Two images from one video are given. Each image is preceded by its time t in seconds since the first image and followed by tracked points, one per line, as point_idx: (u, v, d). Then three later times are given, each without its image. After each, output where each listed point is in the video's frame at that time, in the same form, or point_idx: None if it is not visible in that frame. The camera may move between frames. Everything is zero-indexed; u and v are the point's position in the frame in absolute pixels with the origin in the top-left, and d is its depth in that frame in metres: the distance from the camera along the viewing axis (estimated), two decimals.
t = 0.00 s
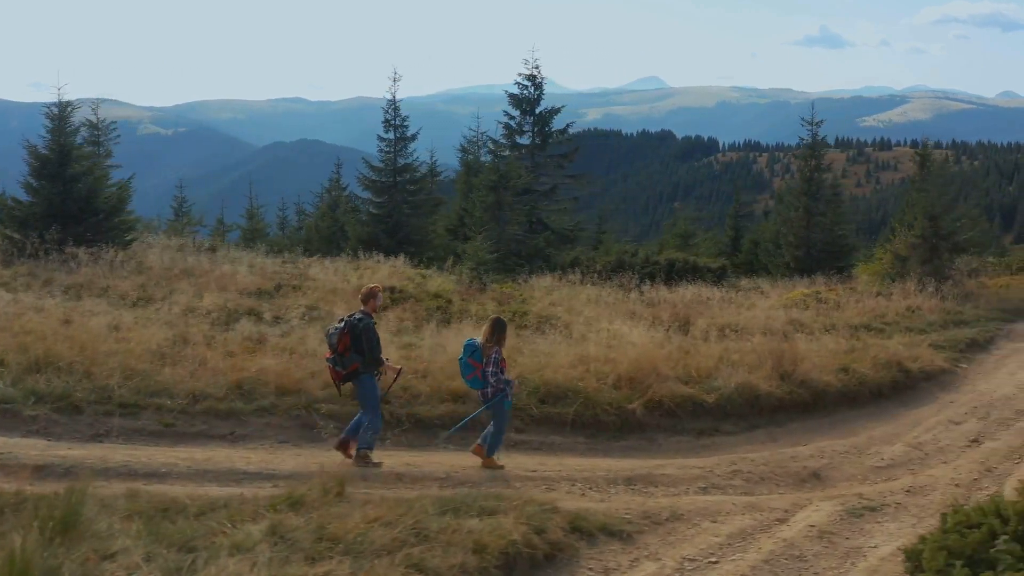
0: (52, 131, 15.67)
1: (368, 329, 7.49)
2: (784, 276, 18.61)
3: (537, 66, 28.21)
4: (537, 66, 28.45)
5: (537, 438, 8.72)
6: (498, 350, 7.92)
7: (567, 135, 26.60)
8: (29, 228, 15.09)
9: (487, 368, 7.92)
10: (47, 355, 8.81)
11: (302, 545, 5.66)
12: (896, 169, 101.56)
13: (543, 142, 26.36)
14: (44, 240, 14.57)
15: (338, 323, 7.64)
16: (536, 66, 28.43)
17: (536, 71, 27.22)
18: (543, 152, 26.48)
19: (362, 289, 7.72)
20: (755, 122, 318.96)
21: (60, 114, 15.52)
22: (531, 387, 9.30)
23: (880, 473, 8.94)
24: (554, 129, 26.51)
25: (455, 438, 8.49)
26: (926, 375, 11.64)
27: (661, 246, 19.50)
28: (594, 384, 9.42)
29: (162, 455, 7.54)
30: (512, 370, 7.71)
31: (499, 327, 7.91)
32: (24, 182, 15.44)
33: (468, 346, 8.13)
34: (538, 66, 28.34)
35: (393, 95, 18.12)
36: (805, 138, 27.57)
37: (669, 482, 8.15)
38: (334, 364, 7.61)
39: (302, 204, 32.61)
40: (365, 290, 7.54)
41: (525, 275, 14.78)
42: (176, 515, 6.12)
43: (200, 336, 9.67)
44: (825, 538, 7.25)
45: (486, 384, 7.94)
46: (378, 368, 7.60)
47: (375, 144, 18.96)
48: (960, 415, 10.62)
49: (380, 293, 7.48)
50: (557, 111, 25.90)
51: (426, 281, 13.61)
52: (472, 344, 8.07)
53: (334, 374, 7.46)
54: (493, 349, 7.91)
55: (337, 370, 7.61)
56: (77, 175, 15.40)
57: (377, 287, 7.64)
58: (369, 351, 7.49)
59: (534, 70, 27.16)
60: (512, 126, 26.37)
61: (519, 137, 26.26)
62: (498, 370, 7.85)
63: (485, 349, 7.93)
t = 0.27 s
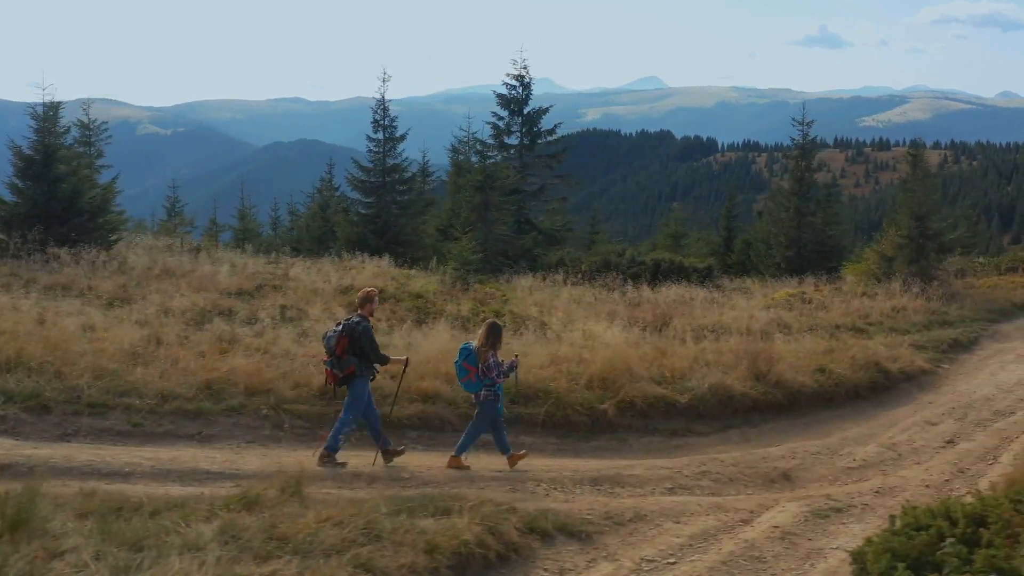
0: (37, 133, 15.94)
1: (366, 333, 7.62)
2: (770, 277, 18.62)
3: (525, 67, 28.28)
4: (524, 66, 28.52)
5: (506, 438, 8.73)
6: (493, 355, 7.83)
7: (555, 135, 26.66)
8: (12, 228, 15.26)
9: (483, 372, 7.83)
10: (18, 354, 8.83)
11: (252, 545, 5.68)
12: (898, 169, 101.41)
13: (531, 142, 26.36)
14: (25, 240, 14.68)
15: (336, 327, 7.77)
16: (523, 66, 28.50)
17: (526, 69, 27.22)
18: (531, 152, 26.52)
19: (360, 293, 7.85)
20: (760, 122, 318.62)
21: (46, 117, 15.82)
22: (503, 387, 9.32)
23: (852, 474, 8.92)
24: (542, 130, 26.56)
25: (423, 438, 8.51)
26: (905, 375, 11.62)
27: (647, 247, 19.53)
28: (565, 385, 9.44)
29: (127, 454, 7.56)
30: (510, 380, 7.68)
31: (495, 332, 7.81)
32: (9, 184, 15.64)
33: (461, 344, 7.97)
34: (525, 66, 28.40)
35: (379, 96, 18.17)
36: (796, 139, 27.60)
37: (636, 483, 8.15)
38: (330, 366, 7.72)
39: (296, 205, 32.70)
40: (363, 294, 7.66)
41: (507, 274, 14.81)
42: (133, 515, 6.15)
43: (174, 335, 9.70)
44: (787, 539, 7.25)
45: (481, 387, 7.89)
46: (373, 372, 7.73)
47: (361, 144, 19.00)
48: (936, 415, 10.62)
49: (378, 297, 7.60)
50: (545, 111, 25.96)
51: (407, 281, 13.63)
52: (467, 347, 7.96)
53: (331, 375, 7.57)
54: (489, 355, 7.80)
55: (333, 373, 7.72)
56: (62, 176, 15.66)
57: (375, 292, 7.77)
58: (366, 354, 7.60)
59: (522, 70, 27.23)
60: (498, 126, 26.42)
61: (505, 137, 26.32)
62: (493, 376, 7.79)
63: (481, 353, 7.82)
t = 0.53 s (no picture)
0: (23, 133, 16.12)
1: (364, 336, 7.67)
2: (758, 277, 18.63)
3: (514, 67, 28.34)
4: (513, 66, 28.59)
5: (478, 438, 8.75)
6: (493, 356, 8.00)
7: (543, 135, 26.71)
8: None
9: (483, 373, 8.02)
10: None
11: (206, 543, 5.71)
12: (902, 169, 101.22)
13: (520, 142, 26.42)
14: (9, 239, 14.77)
15: (336, 331, 7.82)
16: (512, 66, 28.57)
17: (515, 69, 27.31)
18: (520, 151, 26.57)
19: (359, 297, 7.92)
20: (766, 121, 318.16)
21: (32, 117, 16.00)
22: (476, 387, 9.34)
23: (824, 474, 8.87)
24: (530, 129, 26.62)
25: (394, 438, 8.54)
26: (885, 375, 11.61)
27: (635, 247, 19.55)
28: (539, 385, 9.47)
29: (96, 453, 7.59)
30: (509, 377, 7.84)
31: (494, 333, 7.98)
32: None
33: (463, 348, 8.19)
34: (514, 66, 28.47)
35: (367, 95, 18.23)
36: (789, 138, 27.60)
37: (604, 482, 8.17)
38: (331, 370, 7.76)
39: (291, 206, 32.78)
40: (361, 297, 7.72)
41: (491, 274, 14.85)
42: (92, 513, 6.17)
43: (150, 335, 9.75)
44: (751, 539, 7.23)
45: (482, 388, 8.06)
46: (374, 375, 7.76)
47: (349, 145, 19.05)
48: (914, 414, 10.60)
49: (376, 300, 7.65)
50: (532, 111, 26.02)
51: (389, 280, 13.67)
52: (467, 350, 8.15)
53: (331, 379, 7.61)
54: (488, 355, 7.99)
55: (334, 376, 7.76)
56: (47, 176, 15.81)
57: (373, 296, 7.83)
58: (365, 357, 7.64)
59: (511, 70, 27.32)
60: (485, 126, 26.49)
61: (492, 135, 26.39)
62: (493, 376, 7.96)
63: (481, 355, 8.01)
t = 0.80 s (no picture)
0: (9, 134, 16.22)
1: (362, 335, 7.69)
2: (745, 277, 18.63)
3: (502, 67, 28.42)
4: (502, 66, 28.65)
5: (449, 437, 8.77)
6: (493, 356, 8.06)
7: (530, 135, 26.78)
8: None
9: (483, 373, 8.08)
10: None
11: (161, 542, 5.73)
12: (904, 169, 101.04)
13: (508, 142, 26.48)
14: None
15: (335, 328, 7.84)
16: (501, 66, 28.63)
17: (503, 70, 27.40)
18: (508, 151, 26.62)
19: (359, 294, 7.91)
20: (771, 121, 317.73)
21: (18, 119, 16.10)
22: (450, 387, 9.37)
23: (796, 474, 8.86)
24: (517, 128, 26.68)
25: (365, 437, 8.58)
26: (865, 375, 11.61)
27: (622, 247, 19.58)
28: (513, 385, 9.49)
29: (65, 451, 7.61)
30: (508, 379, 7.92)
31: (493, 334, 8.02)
32: None
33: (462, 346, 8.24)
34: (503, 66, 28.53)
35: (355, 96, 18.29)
36: (781, 138, 27.61)
37: (573, 482, 8.19)
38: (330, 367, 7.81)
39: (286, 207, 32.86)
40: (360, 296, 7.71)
41: (474, 273, 14.88)
42: (53, 512, 6.19)
43: (126, 335, 9.79)
44: (714, 538, 7.23)
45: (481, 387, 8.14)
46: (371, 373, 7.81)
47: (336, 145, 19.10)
48: (891, 414, 10.60)
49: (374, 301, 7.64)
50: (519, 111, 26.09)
51: (372, 280, 13.71)
52: (468, 348, 8.19)
53: (328, 377, 7.67)
54: (488, 356, 8.04)
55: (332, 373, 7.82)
56: (31, 177, 15.90)
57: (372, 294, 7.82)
58: (363, 357, 7.68)
59: (500, 70, 27.39)
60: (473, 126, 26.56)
61: (479, 134, 26.45)
62: (493, 376, 8.03)
63: (481, 355, 8.06)
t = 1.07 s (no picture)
0: None
1: (368, 342, 7.84)
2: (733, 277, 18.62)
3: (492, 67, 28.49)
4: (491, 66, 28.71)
5: (423, 436, 8.80)
6: (493, 357, 8.18)
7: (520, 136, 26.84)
8: None
9: (485, 374, 8.20)
10: None
11: (119, 539, 5.76)
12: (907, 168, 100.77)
13: (497, 142, 26.56)
14: None
15: (341, 336, 7.99)
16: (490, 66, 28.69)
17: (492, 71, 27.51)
18: (497, 151, 26.67)
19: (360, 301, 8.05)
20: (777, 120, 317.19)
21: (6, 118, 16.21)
22: (425, 386, 9.41)
23: (769, 473, 8.85)
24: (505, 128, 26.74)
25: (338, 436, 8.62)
26: (846, 374, 11.61)
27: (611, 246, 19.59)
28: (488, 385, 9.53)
29: (36, 448, 7.64)
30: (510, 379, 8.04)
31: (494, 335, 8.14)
32: None
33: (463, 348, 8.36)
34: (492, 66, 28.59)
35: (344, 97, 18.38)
36: (773, 137, 27.59)
37: (543, 480, 8.21)
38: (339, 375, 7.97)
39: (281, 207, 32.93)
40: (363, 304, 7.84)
41: (457, 272, 14.91)
42: (16, 509, 6.22)
43: (104, 334, 9.84)
44: (679, 537, 7.24)
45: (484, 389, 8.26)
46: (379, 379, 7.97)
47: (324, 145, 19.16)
48: (870, 413, 10.60)
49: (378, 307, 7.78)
50: (508, 111, 26.16)
51: (355, 280, 13.75)
52: (468, 349, 8.31)
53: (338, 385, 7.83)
54: (489, 357, 8.17)
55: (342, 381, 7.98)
56: (18, 176, 15.99)
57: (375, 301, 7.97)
58: (371, 364, 7.83)
59: (488, 71, 27.51)
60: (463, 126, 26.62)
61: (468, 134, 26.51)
62: (495, 377, 8.15)
63: (482, 356, 8.19)
